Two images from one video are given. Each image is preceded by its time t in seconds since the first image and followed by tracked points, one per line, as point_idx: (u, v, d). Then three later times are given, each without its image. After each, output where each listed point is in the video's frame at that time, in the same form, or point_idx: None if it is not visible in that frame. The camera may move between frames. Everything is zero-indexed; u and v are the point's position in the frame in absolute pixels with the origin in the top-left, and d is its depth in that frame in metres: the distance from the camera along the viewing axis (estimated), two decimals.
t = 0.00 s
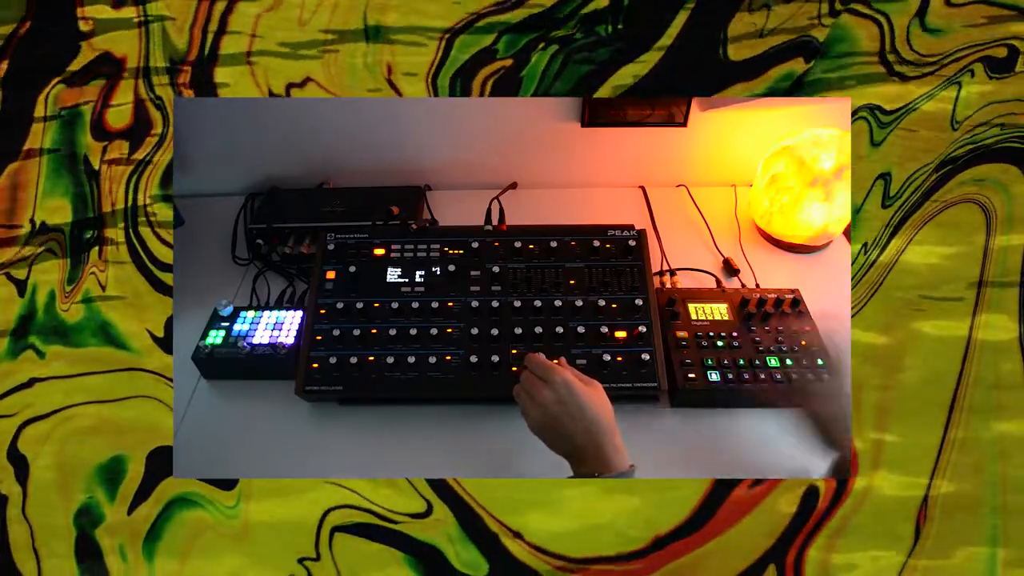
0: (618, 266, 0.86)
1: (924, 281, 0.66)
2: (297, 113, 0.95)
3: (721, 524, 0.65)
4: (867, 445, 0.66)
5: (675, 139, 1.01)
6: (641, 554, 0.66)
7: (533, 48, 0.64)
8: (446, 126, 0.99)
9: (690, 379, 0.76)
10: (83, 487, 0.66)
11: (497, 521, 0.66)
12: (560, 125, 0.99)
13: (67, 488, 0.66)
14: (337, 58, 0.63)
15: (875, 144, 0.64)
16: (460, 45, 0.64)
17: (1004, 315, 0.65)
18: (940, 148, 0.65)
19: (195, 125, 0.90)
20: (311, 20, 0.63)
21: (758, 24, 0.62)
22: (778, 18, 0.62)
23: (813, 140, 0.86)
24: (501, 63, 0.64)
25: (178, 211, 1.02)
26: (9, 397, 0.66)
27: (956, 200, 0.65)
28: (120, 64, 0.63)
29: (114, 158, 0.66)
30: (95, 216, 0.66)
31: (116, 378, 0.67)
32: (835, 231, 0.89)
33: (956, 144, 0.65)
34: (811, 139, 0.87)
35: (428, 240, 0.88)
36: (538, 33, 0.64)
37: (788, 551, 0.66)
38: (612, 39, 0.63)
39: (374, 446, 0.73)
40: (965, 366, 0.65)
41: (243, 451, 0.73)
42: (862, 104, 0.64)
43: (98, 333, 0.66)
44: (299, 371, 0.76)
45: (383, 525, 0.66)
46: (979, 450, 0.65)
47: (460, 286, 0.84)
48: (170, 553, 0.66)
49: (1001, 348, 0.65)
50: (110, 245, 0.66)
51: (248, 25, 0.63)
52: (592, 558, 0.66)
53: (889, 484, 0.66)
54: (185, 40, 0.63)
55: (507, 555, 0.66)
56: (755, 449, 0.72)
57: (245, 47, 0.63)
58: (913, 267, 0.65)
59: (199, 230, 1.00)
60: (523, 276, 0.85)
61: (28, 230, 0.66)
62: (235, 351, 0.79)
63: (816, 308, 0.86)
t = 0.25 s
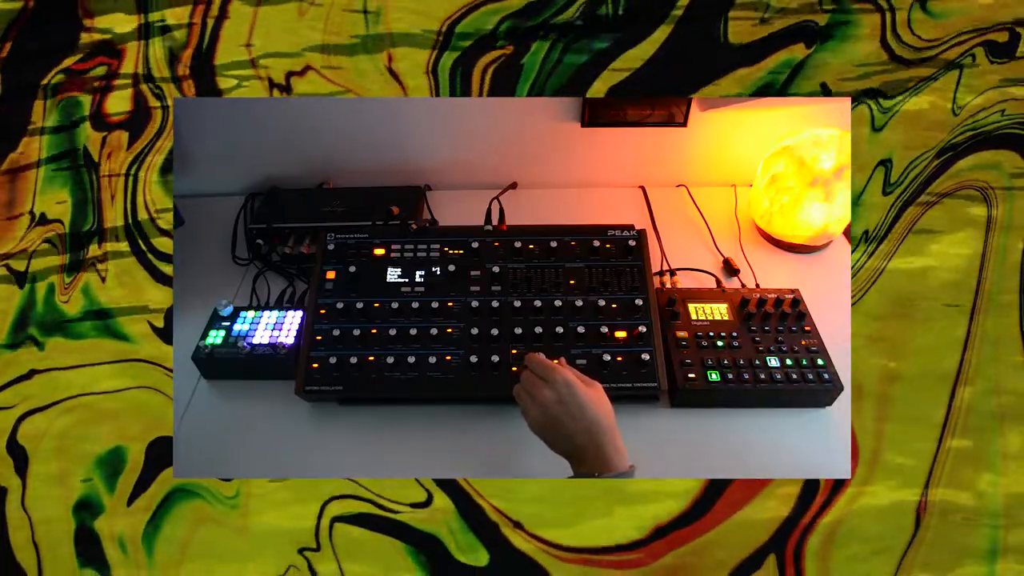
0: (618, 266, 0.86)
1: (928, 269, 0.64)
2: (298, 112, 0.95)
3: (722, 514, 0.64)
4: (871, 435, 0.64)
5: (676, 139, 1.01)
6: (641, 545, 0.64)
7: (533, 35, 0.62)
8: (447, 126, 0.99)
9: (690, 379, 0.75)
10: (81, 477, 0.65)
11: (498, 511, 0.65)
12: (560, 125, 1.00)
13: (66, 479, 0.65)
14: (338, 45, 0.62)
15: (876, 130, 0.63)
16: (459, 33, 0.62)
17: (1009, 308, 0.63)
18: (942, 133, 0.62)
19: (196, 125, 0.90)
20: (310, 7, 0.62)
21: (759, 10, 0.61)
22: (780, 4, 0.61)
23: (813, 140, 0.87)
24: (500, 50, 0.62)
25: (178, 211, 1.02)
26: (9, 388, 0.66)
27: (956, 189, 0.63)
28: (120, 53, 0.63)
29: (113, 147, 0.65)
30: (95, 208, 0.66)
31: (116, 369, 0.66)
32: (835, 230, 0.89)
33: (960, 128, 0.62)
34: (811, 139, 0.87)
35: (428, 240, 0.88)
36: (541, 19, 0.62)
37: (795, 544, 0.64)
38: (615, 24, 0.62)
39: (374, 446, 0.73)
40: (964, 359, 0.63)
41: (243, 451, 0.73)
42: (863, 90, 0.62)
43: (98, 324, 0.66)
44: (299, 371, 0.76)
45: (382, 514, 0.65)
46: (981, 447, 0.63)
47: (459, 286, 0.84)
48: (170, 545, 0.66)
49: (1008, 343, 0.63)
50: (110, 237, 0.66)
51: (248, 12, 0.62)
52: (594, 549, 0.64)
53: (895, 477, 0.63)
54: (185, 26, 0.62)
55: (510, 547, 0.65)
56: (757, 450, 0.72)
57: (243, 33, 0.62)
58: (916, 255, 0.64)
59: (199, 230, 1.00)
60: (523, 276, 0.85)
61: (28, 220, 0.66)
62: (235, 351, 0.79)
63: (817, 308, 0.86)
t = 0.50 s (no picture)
0: (618, 266, 0.86)
1: (925, 260, 0.64)
2: (300, 110, 0.95)
3: (722, 502, 0.64)
4: (868, 424, 0.64)
5: (676, 139, 1.01)
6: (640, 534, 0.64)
7: (535, 20, 0.63)
8: (446, 126, 0.99)
9: (690, 379, 0.76)
10: (82, 467, 0.66)
11: (498, 499, 0.65)
12: (560, 125, 0.99)
13: (67, 469, 0.65)
14: (339, 33, 0.63)
15: (879, 113, 0.63)
16: (460, 19, 0.63)
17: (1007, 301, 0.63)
18: (940, 125, 0.63)
19: (197, 123, 0.90)
20: None
21: None
22: None
23: (814, 140, 0.87)
24: (501, 35, 0.63)
25: (178, 211, 1.02)
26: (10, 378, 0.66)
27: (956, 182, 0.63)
28: (120, 42, 0.63)
29: (113, 138, 0.65)
30: (95, 199, 0.66)
31: (117, 358, 0.66)
32: (835, 230, 0.89)
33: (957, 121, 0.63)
34: (811, 139, 0.87)
35: (428, 240, 0.88)
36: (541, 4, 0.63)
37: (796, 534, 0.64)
38: (616, 10, 0.63)
39: (374, 446, 0.73)
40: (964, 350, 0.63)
41: (243, 450, 0.73)
42: (866, 73, 0.63)
43: (97, 314, 0.66)
44: (299, 371, 0.76)
45: (382, 502, 0.65)
46: (982, 440, 0.63)
47: (459, 286, 0.84)
48: (170, 535, 0.65)
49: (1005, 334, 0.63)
50: (111, 227, 0.66)
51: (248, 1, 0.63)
52: (594, 537, 0.64)
53: (894, 465, 0.64)
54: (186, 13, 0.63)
55: (511, 536, 0.65)
56: (760, 450, 0.72)
57: (244, 21, 0.63)
58: (916, 245, 0.64)
59: (199, 230, 1.00)
60: (523, 276, 0.85)
61: (29, 211, 0.66)
62: (235, 351, 0.79)
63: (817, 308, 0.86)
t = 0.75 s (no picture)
0: (618, 266, 0.86)
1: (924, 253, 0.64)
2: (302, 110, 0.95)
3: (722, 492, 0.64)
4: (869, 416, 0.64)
5: (676, 139, 1.01)
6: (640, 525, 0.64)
7: (536, 6, 0.63)
8: (446, 127, 0.99)
9: (690, 379, 0.76)
10: (83, 458, 0.66)
11: (498, 489, 0.66)
12: (560, 125, 0.99)
13: (68, 460, 0.66)
14: (340, 21, 0.63)
15: (880, 100, 0.63)
16: (461, 8, 0.63)
17: (1005, 296, 0.64)
18: (941, 120, 0.64)
19: (198, 123, 0.90)
20: None
21: None
22: None
23: (814, 140, 0.87)
24: (502, 23, 0.63)
25: (178, 211, 1.02)
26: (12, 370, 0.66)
27: (955, 178, 0.64)
28: (120, 32, 0.63)
29: (113, 129, 0.65)
30: (95, 191, 0.66)
31: (119, 348, 0.67)
32: (835, 230, 0.90)
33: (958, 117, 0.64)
34: (811, 139, 0.87)
35: (428, 240, 0.88)
36: None
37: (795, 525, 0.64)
38: None
39: (375, 446, 0.73)
40: (964, 346, 0.64)
41: (242, 450, 0.72)
42: (867, 59, 0.63)
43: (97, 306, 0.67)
44: (299, 371, 0.76)
45: (382, 492, 0.65)
46: (981, 436, 0.64)
47: (459, 286, 0.84)
48: (170, 526, 0.65)
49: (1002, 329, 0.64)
50: (110, 218, 0.66)
51: None
52: (594, 528, 0.65)
53: (892, 456, 0.64)
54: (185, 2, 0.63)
55: (511, 527, 0.65)
56: (761, 450, 0.72)
57: (244, 10, 0.63)
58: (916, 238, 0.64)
59: (199, 230, 1.00)
60: (523, 276, 0.85)
61: (28, 203, 0.66)
62: (235, 351, 0.79)
63: (817, 308, 0.86)
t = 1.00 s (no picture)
0: (618, 266, 0.86)
1: (922, 249, 0.65)
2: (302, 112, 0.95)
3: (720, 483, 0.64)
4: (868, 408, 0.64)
5: (677, 139, 1.01)
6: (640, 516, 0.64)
7: None
8: (446, 127, 0.99)
9: (690, 379, 0.76)
10: (82, 450, 0.66)
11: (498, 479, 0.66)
12: (560, 125, 0.99)
13: (68, 452, 0.66)
14: (340, 11, 0.63)
15: (880, 87, 0.63)
16: None
17: (1005, 293, 0.64)
18: (940, 115, 0.64)
19: (199, 122, 0.90)
20: None
21: None
22: None
23: (814, 140, 0.87)
24: (503, 11, 0.63)
25: (178, 211, 1.02)
26: (13, 363, 0.66)
27: (954, 174, 0.64)
28: (119, 22, 0.63)
29: (113, 120, 0.65)
30: (95, 184, 0.66)
31: (120, 339, 0.67)
32: (835, 230, 0.89)
33: (957, 115, 0.64)
34: (811, 139, 0.87)
35: (428, 240, 0.88)
36: None
37: (795, 516, 0.64)
38: None
39: (375, 446, 0.73)
40: (964, 342, 0.64)
41: (242, 449, 0.73)
42: (869, 45, 0.62)
43: (97, 297, 0.67)
44: (299, 371, 0.76)
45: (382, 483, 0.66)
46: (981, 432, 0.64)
47: (459, 286, 0.84)
48: (170, 518, 0.66)
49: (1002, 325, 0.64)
50: (110, 211, 0.67)
51: None
52: (594, 520, 0.65)
53: (889, 450, 0.64)
54: None
55: (511, 520, 0.65)
56: (761, 450, 0.72)
57: None
58: (913, 233, 0.65)
59: (199, 230, 1.00)
60: (523, 276, 0.85)
61: (28, 195, 0.66)
62: (235, 351, 0.79)
63: (817, 308, 0.86)
